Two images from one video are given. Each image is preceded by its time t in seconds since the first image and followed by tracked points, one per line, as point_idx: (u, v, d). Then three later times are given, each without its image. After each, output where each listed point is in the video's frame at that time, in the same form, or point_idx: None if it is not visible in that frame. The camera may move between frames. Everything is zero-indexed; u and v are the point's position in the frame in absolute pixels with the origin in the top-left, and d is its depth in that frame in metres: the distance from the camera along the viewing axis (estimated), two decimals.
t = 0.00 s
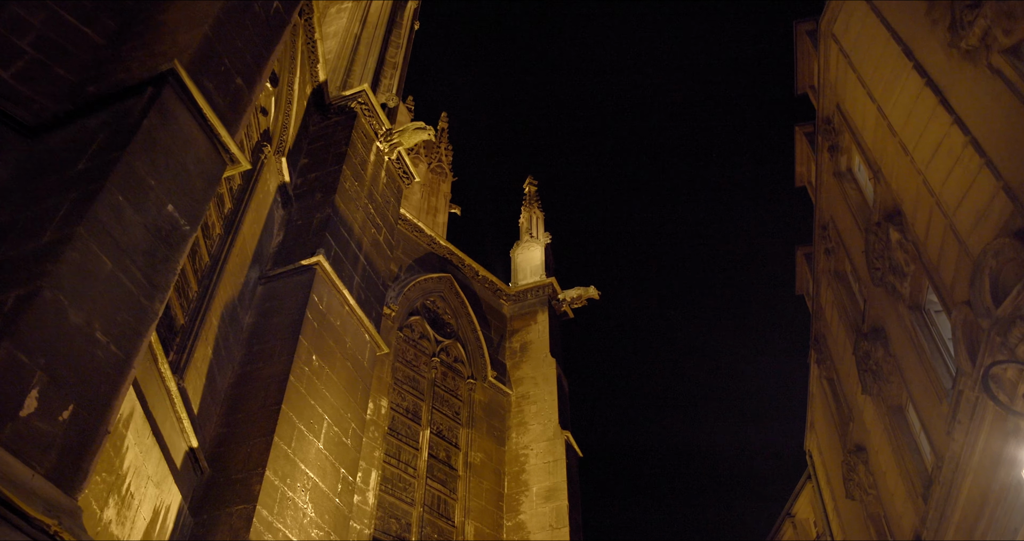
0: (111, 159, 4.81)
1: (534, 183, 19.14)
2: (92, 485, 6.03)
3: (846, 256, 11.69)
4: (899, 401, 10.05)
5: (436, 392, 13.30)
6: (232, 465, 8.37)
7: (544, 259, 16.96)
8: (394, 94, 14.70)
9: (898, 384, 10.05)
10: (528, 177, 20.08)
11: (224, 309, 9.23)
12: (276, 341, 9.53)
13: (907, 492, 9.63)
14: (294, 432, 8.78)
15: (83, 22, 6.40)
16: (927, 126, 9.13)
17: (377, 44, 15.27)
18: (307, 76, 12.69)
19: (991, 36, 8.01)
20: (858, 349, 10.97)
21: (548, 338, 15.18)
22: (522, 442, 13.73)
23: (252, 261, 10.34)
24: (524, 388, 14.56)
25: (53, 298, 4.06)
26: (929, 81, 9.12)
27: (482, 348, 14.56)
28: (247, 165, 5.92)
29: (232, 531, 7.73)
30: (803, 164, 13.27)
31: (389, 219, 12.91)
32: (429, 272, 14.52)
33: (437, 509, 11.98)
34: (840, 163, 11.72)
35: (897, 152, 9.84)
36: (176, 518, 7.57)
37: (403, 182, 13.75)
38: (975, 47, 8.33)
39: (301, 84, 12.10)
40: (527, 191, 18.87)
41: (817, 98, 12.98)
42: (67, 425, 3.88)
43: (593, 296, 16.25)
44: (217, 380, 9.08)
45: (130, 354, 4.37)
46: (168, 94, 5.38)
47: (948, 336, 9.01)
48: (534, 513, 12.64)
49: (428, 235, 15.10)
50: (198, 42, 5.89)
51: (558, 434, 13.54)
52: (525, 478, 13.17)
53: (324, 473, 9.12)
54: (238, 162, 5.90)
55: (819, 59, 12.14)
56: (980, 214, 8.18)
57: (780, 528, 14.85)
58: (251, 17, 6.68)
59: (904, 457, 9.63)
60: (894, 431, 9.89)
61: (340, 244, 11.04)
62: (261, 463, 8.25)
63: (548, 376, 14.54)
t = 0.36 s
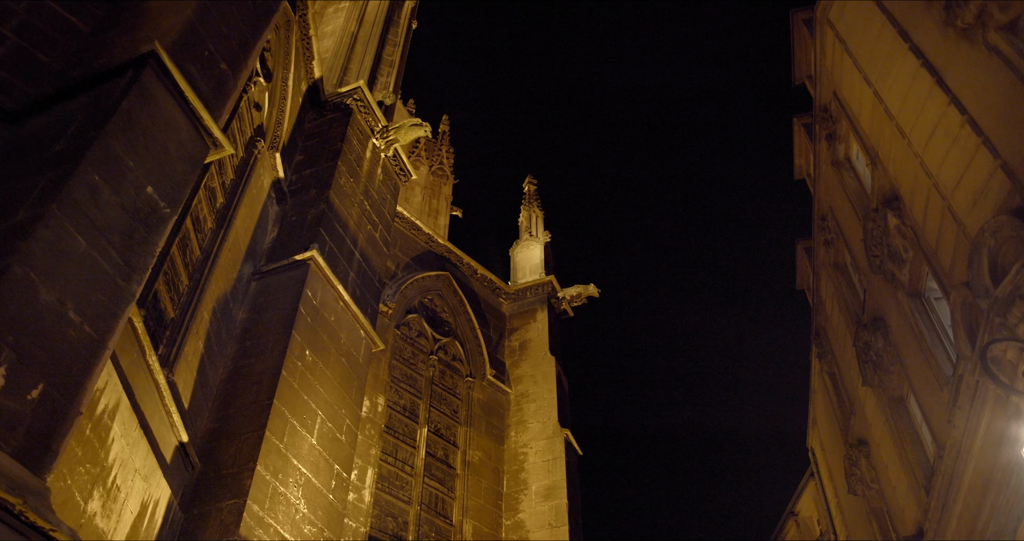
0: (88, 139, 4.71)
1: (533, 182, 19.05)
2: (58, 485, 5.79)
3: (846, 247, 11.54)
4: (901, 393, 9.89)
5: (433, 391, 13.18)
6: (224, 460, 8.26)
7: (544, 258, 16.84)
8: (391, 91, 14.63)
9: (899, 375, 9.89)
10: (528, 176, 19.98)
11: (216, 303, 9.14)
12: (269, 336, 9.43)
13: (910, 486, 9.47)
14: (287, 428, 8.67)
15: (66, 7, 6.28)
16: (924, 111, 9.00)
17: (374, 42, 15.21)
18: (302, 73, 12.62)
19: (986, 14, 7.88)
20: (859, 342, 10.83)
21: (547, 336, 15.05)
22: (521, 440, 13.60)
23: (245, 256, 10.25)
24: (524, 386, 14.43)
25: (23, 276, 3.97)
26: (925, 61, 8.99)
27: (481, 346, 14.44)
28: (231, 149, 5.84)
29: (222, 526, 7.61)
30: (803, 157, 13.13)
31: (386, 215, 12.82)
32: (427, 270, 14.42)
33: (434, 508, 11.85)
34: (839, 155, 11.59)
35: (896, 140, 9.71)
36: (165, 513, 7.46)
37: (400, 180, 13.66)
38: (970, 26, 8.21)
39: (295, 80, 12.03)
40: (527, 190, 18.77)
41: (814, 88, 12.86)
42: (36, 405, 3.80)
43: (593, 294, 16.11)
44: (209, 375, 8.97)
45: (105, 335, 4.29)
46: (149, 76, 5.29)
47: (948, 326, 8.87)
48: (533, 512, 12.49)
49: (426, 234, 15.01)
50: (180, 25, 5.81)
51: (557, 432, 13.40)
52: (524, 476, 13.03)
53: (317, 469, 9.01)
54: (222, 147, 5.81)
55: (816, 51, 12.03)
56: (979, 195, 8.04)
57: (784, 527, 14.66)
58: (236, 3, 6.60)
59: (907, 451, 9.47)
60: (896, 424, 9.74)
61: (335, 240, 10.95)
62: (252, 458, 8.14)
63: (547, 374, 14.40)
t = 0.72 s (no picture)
0: (63, 116, 4.63)
1: (533, 181, 18.96)
2: (31, 478, 5.61)
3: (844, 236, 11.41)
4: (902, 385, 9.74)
5: (431, 389, 13.07)
6: (214, 454, 8.16)
7: (543, 256, 16.73)
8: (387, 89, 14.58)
9: (900, 362, 9.72)
10: (528, 176, 19.90)
11: (207, 297, 9.05)
12: (262, 330, 9.34)
13: (913, 479, 9.31)
14: (278, 422, 8.57)
15: None
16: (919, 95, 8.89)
17: (371, 40, 15.17)
18: (297, 70, 12.58)
19: None
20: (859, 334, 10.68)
21: (547, 334, 14.92)
22: (520, 439, 13.46)
23: (238, 251, 10.16)
24: (523, 385, 14.30)
25: None
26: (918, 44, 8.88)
27: (479, 345, 14.33)
28: (213, 131, 5.77)
29: (211, 521, 7.50)
30: (801, 150, 13.00)
31: (382, 213, 12.74)
32: (425, 268, 14.34)
33: (433, 506, 11.72)
34: (837, 147, 11.46)
35: (893, 127, 9.59)
36: (153, 507, 7.35)
37: (397, 177, 13.58)
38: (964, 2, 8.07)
39: (290, 76, 11.97)
40: (527, 189, 18.68)
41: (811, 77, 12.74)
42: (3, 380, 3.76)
43: (593, 292, 15.99)
44: (201, 370, 8.87)
45: (78, 312, 4.23)
46: (127, 57, 5.22)
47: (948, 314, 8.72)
48: (532, 510, 12.35)
49: (424, 232, 14.92)
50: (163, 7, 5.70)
51: (557, 430, 13.26)
52: (523, 475, 12.89)
53: (310, 464, 8.90)
54: (203, 128, 5.75)
55: (814, 42, 11.92)
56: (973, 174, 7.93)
57: (788, 526, 14.46)
58: None
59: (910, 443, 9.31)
60: (898, 415, 9.58)
61: (329, 235, 10.86)
62: (243, 452, 8.04)
63: (546, 372, 14.27)
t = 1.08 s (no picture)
0: (35, 91, 4.51)
1: (532, 181, 18.84)
2: (8, 466, 5.55)
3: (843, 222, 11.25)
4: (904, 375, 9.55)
5: (430, 387, 12.95)
6: (204, 449, 8.04)
7: (543, 255, 16.60)
8: (384, 87, 14.51)
9: (901, 350, 9.50)
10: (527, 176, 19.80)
11: (198, 292, 8.94)
12: (253, 326, 9.23)
13: (915, 472, 9.13)
14: (270, 417, 8.45)
15: None
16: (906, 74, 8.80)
17: (367, 39, 15.12)
18: (292, 67, 12.51)
19: None
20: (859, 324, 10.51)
21: (546, 332, 14.78)
22: (520, 438, 13.31)
23: (230, 247, 10.06)
24: (523, 384, 14.15)
25: None
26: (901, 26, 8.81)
27: (478, 343, 14.21)
28: (194, 114, 5.67)
29: (200, 516, 7.38)
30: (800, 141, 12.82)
31: (378, 210, 12.63)
32: (422, 267, 14.24)
33: (430, 506, 11.57)
34: (834, 133, 11.29)
35: (889, 108, 9.38)
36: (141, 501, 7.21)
37: (393, 175, 13.48)
38: None
39: (284, 72, 11.91)
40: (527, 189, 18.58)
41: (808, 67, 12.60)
42: None
43: (592, 290, 15.85)
44: (191, 365, 8.76)
45: (48, 290, 4.21)
46: (106, 35, 5.09)
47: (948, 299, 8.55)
48: (531, 509, 12.19)
49: (422, 230, 14.81)
50: None
51: (556, 428, 13.11)
52: (522, 474, 12.74)
53: (302, 460, 8.77)
54: (184, 111, 5.64)
55: (811, 32, 11.80)
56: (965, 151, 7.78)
57: (792, 525, 14.23)
58: None
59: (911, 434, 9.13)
60: (900, 406, 9.39)
61: (323, 231, 10.76)
62: (232, 447, 7.91)
63: (546, 370, 14.13)
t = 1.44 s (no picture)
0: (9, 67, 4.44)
1: (532, 181, 18.74)
2: None
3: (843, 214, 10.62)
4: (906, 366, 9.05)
5: (428, 387, 12.82)
6: (194, 445, 7.92)
7: (542, 254, 16.49)
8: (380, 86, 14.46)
9: (904, 339, 9.01)
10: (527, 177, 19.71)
11: (189, 287, 8.84)
12: (245, 322, 9.12)
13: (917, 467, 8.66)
14: (261, 412, 8.34)
15: None
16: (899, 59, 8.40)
17: (364, 39, 15.08)
18: (287, 65, 12.47)
19: None
20: (859, 313, 10.00)
21: (546, 332, 14.65)
22: (519, 437, 13.16)
23: (222, 243, 9.95)
24: (522, 383, 14.02)
25: None
26: (890, 5, 8.46)
27: (476, 343, 14.08)
28: (174, 96, 5.59)
29: (188, 512, 7.26)
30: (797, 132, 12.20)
31: (374, 208, 12.54)
32: (420, 266, 14.14)
33: (427, 505, 11.42)
34: (833, 121, 10.55)
35: (886, 87, 8.84)
36: (128, 496, 7.11)
37: (390, 173, 13.40)
38: None
39: (278, 69, 11.86)
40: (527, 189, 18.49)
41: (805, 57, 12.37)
42: None
43: (592, 289, 15.72)
44: (182, 360, 8.65)
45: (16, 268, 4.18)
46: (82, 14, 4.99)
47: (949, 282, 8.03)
48: (531, 509, 12.03)
49: (419, 229, 14.72)
50: None
51: (556, 428, 12.96)
52: (522, 473, 12.58)
53: (295, 457, 8.64)
54: (163, 93, 5.56)
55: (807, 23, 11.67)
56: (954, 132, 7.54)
57: (797, 525, 14.01)
58: None
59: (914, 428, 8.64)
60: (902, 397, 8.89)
61: (317, 227, 10.68)
62: (222, 442, 7.80)
63: (545, 370, 13.98)
